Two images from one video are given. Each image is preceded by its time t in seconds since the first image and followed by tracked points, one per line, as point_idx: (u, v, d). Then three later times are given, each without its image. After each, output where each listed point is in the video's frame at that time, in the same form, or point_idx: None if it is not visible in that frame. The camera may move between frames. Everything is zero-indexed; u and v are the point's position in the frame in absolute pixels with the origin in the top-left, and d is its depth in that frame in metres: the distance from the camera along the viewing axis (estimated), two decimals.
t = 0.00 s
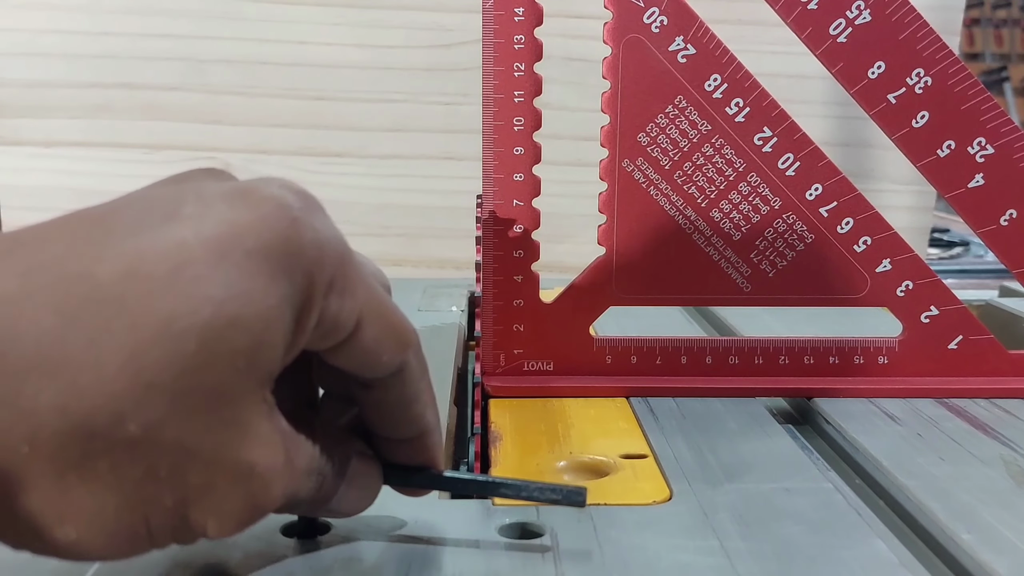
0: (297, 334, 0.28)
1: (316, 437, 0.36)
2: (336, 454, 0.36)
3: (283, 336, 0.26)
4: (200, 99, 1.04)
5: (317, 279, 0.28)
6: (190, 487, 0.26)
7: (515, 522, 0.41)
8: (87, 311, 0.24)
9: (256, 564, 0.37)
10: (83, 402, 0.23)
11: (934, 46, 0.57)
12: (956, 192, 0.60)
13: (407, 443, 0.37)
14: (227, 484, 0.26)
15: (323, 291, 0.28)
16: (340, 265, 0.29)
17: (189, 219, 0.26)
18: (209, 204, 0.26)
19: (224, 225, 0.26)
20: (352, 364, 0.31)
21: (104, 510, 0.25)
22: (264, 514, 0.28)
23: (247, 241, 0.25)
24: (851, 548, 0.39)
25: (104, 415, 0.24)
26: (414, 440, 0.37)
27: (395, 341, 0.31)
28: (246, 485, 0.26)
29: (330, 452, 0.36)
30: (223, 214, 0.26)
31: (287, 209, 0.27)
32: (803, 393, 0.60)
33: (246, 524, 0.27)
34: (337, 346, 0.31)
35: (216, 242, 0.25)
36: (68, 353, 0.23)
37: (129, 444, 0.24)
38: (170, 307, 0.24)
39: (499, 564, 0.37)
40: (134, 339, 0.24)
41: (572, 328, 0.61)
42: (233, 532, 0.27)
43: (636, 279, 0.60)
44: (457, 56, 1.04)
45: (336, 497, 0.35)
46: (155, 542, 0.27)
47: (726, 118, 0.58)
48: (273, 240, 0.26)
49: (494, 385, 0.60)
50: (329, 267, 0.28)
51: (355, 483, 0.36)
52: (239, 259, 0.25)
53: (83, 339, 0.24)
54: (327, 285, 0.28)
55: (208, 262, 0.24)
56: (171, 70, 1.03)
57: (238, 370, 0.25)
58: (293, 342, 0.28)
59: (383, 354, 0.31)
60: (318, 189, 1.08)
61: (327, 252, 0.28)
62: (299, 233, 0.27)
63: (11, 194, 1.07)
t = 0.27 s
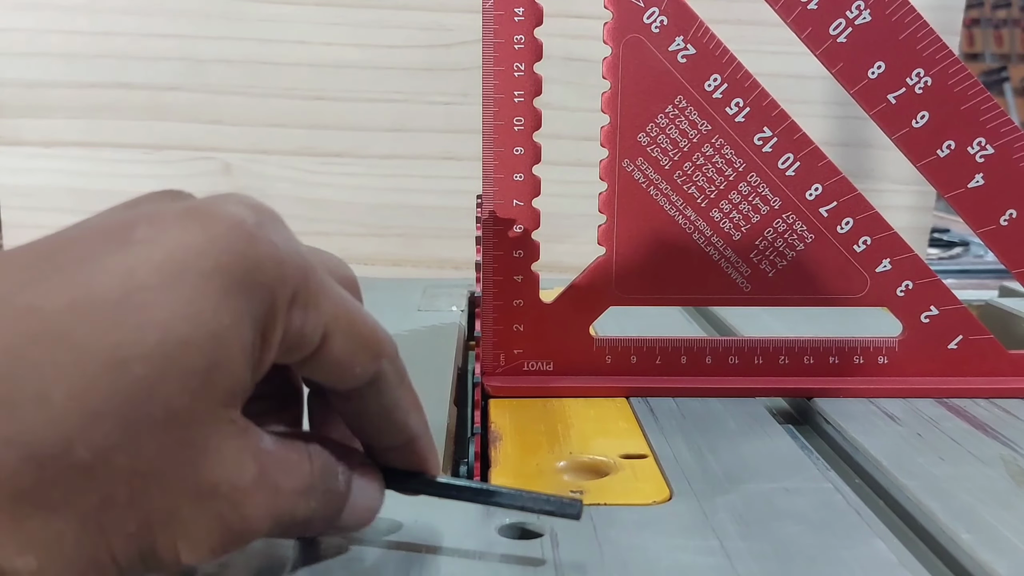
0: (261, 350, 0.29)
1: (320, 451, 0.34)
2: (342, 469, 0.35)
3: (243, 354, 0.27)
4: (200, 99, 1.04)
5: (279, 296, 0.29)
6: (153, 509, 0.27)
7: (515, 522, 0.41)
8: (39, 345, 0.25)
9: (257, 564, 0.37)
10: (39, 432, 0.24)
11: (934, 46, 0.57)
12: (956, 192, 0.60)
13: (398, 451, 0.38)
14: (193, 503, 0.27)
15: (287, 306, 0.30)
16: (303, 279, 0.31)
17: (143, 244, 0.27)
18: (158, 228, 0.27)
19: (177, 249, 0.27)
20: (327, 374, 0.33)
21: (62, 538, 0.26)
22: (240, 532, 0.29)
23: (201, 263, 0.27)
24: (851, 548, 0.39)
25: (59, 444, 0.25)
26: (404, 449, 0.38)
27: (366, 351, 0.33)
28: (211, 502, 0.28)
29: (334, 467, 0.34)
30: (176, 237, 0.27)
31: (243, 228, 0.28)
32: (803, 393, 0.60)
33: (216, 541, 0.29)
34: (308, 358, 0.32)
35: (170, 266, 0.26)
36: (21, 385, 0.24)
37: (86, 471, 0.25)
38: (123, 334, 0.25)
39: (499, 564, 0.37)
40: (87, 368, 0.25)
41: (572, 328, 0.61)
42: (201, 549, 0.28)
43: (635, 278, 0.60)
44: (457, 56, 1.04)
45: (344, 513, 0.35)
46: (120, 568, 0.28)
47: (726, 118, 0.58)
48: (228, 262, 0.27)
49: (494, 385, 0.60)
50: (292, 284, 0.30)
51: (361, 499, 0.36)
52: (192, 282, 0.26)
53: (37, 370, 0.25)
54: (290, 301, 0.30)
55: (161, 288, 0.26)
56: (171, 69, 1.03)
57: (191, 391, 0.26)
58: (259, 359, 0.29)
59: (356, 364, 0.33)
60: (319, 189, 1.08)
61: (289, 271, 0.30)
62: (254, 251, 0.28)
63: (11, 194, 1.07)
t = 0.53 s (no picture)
0: (275, 278, 0.28)
1: (376, 378, 0.31)
2: (400, 395, 0.31)
3: (246, 281, 0.26)
4: (201, 99, 1.04)
5: (284, 222, 0.28)
6: (174, 454, 0.25)
7: (515, 521, 0.41)
8: (38, 298, 0.24)
9: (256, 564, 0.37)
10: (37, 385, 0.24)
11: (934, 47, 0.57)
12: (956, 192, 0.60)
13: (454, 369, 0.38)
14: (219, 442, 0.26)
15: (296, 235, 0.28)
16: (312, 205, 0.29)
17: (128, 187, 0.26)
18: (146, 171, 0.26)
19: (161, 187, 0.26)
20: (360, 301, 0.33)
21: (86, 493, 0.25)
22: (282, 469, 0.27)
23: (186, 196, 0.25)
24: (850, 547, 0.39)
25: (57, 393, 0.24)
26: (459, 365, 0.38)
27: (394, 268, 0.33)
28: (239, 440, 0.26)
29: (393, 390, 0.31)
30: (159, 177, 0.26)
31: (228, 160, 0.27)
32: (803, 393, 0.60)
33: (255, 482, 0.26)
34: (334, 288, 0.31)
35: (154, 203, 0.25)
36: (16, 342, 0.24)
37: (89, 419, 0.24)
38: (113, 273, 0.24)
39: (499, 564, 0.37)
40: (78, 311, 0.24)
41: (572, 328, 0.61)
42: (241, 493, 0.26)
43: (635, 278, 0.60)
44: (458, 56, 1.04)
45: (417, 437, 0.32)
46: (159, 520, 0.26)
47: (726, 118, 0.58)
48: (214, 192, 0.26)
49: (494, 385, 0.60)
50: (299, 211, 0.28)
51: (433, 415, 0.33)
52: (178, 215, 0.25)
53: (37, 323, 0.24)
54: (300, 227, 0.28)
55: (146, 224, 0.25)
56: (172, 69, 1.03)
57: (187, 324, 0.25)
58: (276, 290, 0.28)
59: (385, 285, 0.32)
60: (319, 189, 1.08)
61: (294, 196, 0.28)
62: (246, 178, 0.27)
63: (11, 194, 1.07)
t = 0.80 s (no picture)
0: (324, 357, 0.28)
1: (417, 456, 0.32)
2: (441, 475, 0.32)
3: (302, 360, 0.26)
4: (200, 99, 1.04)
5: (336, 298, 0.28)
6: (221, 537, 0.25)
7: (514, 521, 0.41)
8: (92, 376, 0.24)
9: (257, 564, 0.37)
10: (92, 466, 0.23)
11: (934, 47, 0.57)
12: (956, 192, 0.60)
13: (481, 452, 0.36)
14: (264, 524, 0.26)
15: (347, 307, 0.29)
16: (362, 281, 0.30)
17: (186, 260, 0.26)
18: (202, 240, 0.27)
19: (221, 262, 0.26)
20: (395, 377, 0.32)
21: None
22: (318, 553, 0.27)
23: (248, 272, 0.26)
24: (852, 548, 0.39)
25: (113, 475, 0.23)
26: (489, 449, 0.36)
27: (437, 348, 0.31)
28: (281, 524, 0.26)
29: (434, 471, 0.32)
30: (218, 248, 0.26)
31: (287, 233, 0.28)
32: (803, 393, 0.60)
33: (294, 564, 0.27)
34: (376, 364, 0.31)
35: (215, 280, 0.25)
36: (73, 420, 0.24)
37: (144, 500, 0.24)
38: (174, 351, 0.24)
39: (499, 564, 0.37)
40: (139, 394, 0.24)
41: (573, 327, 0.61)
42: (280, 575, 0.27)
43: (634, 278, 0.60)
44: (458, 56, 1.04)
45: (451, 519, 0.32)
46: None
47: (726, 118, 0.58)
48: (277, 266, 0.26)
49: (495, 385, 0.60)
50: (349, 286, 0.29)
51: (471, 494, 0.33)
52: (240, 293, 0.25)
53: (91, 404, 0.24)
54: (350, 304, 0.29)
55: (207, 302, 0.25)
56: (171, 69, 1.03)
57: (248, 406, 0.25)
58: (323, 367, 0.28)
59: (427, 365, 0.31)
60: (319, 189, 1.08)
61: (345, 271, 0.29)
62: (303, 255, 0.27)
63: (10, 194, 1.07)
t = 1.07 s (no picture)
0: (324, 363, 0.28)
1: (420, 463, 0.32)
2: (443, 481, 0.33)
3: (302, 370, 0.26)
4: (200, 100, 1.04)
5: (334, 302, 0.28)
6: (223, 549, 0.25)
7: (514, 522, 0.41)
8: (89, 394, 0.23)
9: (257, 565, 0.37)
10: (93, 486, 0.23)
11: (934, 46, 0.57)
12: (956, 192, 0.60)
13: (481, 452, 0.36)
14: (265, 535, 0.26)
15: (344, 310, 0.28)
16: (358, 283, 0.29)
17: (182, 268, 0.25)
18: (196, 247, 0.26)
19: (218, 270, 0.25)
20: (394, 381, 0.31)
21: None
22: (318, 560, 0.28)
23: (246, 281, 0.25)
24: (851, 548, 0.39)
25: (116, 495, 0.23)
26: (486, 449, 0.36)
27: (435, 349, 0.31)
28: (282, 534, 0.27)
29: (436, 478, 0.33)
30: (213, 255, 0.25)
31: (284, 235, 0.27)
32: (803, 393, 0.60)
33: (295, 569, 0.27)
34: (374, 367, 0.31)
35: (213, 289, 0.25)
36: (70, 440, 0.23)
37: (147, 517, 0.24)
38: (173, 367, 0.24)
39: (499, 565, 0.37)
40: (139, 411, 0.23)
41: (573, 327, 0.61)
42: None
43: (635, 278, 0.60)
44: (457, 56, 1.04)
45: (452, 524, 0.33)
46: None
47: (726, 118, 0.58)
48: (275, 274, 0.26)
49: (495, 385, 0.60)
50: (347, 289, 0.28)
51: (472, 501, 0.34)
52: (238, 304, 0.25)
53: (88, 423, 0.23)
54: (348, 308, 0.28)
55: (204, 314, 0.24)
56: (171, 70, 1.03)
57: (250, 420, 0.25)
58: (322, 373, 0.28)
59: (426, 365, 0.31)
60: (319, 189, 1.08)
61: (343, 275, 0.28)
62: (301, 259, 0.27)
63: (10, 194, 1.07)
